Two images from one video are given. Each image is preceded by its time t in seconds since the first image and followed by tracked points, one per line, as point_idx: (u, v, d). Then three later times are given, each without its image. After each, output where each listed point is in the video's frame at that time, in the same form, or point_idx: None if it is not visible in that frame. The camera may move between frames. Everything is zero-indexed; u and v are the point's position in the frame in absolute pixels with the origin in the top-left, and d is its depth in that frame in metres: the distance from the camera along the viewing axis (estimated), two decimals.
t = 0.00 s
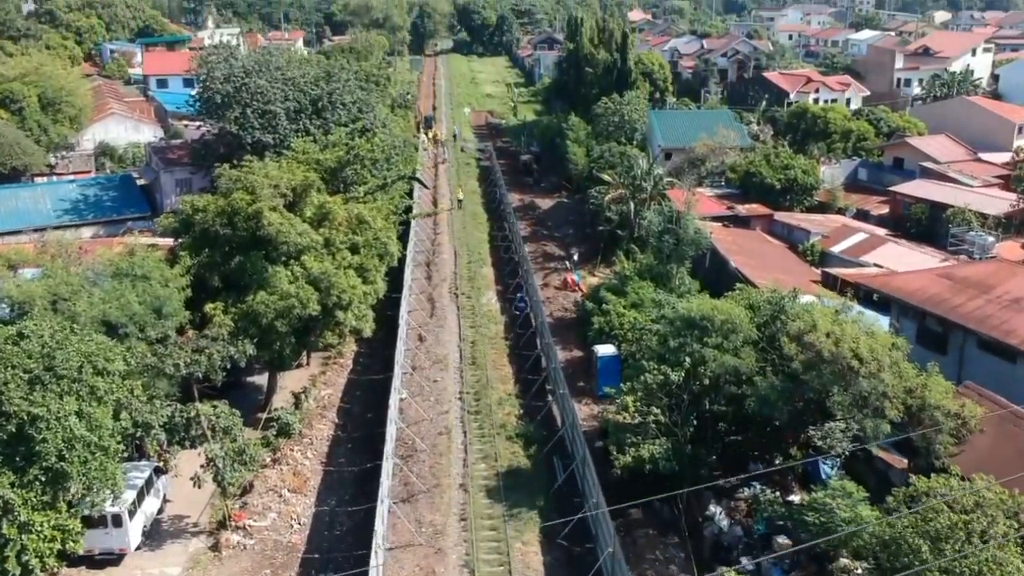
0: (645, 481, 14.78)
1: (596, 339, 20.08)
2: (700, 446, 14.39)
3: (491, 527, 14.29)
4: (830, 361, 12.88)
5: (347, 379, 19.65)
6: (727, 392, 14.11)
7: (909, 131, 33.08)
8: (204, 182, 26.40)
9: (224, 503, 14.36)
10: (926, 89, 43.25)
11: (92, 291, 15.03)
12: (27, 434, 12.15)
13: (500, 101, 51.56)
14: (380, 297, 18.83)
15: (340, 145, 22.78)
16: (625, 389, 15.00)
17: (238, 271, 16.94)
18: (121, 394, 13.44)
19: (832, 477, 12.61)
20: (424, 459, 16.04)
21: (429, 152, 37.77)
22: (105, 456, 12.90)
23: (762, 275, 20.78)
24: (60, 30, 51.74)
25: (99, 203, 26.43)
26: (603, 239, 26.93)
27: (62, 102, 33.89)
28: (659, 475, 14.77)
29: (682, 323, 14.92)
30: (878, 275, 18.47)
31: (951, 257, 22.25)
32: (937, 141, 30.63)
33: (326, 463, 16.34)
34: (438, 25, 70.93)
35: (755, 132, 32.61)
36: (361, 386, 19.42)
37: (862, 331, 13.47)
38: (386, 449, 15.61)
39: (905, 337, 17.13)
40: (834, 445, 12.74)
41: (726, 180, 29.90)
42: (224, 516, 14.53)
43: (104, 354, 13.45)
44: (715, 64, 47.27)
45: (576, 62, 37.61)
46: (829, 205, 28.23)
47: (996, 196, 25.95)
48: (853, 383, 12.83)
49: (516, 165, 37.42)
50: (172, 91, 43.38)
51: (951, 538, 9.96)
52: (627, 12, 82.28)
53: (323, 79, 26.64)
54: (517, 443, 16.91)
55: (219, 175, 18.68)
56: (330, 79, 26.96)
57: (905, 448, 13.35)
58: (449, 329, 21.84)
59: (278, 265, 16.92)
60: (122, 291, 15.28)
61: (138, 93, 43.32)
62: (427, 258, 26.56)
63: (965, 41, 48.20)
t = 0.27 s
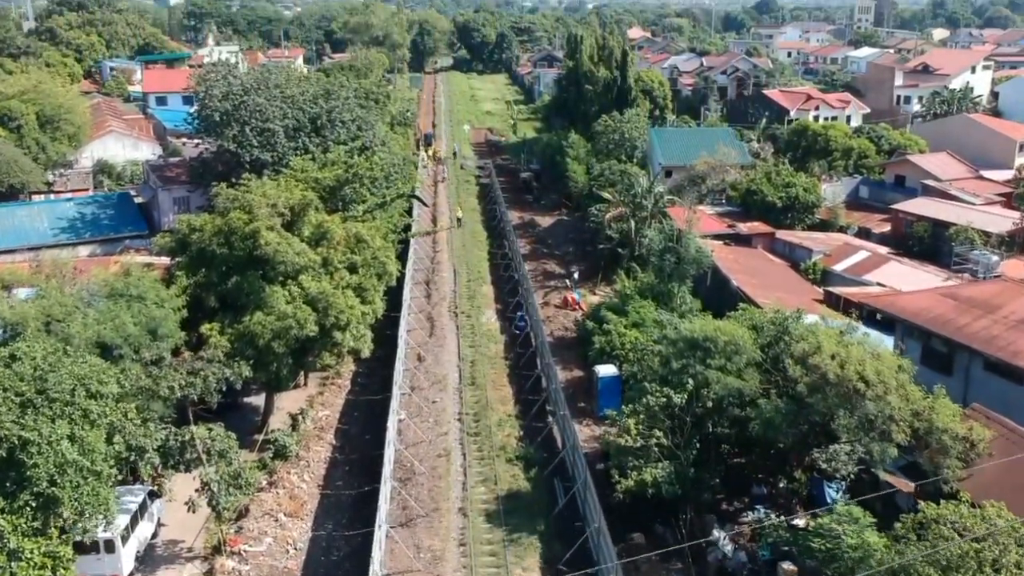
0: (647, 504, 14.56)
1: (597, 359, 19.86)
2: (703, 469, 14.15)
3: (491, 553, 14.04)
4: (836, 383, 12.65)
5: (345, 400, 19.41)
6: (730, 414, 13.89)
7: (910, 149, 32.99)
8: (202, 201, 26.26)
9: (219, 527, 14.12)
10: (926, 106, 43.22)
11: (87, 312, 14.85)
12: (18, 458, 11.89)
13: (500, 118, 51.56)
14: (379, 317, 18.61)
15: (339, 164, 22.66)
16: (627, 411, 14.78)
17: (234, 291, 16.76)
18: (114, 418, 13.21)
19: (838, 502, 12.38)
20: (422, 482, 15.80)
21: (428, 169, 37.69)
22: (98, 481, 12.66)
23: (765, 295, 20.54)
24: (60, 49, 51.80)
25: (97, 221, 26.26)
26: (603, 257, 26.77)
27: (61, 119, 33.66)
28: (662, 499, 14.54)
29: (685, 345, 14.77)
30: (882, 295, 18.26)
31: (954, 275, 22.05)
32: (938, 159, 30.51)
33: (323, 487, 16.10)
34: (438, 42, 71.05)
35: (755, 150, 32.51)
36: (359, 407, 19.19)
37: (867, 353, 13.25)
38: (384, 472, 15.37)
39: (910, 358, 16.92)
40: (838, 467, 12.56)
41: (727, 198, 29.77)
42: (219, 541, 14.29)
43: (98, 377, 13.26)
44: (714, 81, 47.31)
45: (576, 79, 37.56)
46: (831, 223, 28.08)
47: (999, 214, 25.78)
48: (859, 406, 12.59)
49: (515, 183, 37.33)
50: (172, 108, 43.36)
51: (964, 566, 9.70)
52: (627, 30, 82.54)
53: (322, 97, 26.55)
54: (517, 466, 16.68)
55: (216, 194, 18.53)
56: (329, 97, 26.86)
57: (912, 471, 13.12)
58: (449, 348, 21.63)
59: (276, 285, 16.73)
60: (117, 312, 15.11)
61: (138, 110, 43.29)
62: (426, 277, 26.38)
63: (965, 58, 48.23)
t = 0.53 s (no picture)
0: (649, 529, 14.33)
1: (598, 379, 19.64)
2: (706, 493, 13.92)
3: None
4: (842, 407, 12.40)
5: (343, 420, 19.18)
6: (734, 437, 13.66)
7: (910, 166, 32.89)
8: (200, 219, 26.13)
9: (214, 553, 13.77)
10: (926, 124, 43.20)
11: (80, 333, 14.64)
12: (7, 482, 11.64)
13: (499, 135, 51.58)
14: (377, 337, 18.38)
15: (338, 182, 22.52)
16: (628, 434, 14.54)
17: (231, 311, 16.59)
18: (107, 441, 12.95)
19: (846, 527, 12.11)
20: (421, 505, 15.55)
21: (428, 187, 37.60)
22: (90, 506, 12.41)
23: (768, 314, 20.34)
24: (60, 66, 51.86)
25: (94, 239, 26.10)
26: (604, 275, 26.59)
27: (59, 136, 33.66)
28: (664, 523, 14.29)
29: (688, 366, 14.60)
30: (886, 315, 18.05)
31: (958, 294, 21.88)
32: (939, 177, 30.40)
33: (320, 511, 15.84)
34: (438, 59, 71.19)
35: (756, 167, 32.41)
36: (357, 428, 18.95)
37: (873, 375, 13.02)
38: (382, 494, 15.13)
39: (915, 379, 16.72)
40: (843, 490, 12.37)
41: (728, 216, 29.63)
42: (213, 567, 13.98)
43: (91, 399, 12.98)
44: (714, 99, 47.34)
45: (576, 96, 37.52)
46: (832, 241, 27.93)
47: (1002, 232, 25.61)
48: (864, 429, 12.34)
49: (515, 200, 37.22)
50: (171, 125, 43.36)
51: None
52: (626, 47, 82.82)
53: (322, 115, 26.44)
54: (517, 488, 16.44)
55: (213, 213, 18.39)
56: (328, 114, 26.74)
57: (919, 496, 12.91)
58: (448, 368, 21.41)
59: (273, 304, 16.53)
60: (112, 332, 14.91)
61: (137, 127, 43.24)
62: (426, 295, 26.20)
63: (964, 76, 48.26)
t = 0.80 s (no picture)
0: (651, 554, 14.07)
1: (599, 399, 19.42)
2: (709, 517, 13.67)
3: None
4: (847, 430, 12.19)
5: (340, 441, 18.93)
6: (737, 460, 13.43)
7: (912, 184, 32.78)
8: (197, 237, 25.97)
9: None
10: (926, 141, 43.14)
11: (73, 354, 14.40)
12: None
13: (499, 152, 51.54)
14: (374, 357, 18.17)
15: (337, 200, 22.36)
16: (629, 456, 14.31)
17: (227, 331, 16.39)
18: (99, 465, 12.74)
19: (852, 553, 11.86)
20: (419, 528, 15.30)
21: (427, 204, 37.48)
22: (81, 532, 12.13)
23: (770, 334, 20.13)
24: (60, 83, 51.88)
25: (91, 258, 25.93)
26: (604, 293, 26.42)
27: (58, 153, 33.54)
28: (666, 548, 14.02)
29: (690, 388, 14.38)
30: (890, 335, 17.85)
31: (962, 313, 21.71)
32: (941, 194, 30.28)
33: (317, 534, 15.58)
34: (438, 76, 71.28)
35: (757, 185, 32.29)
36: (354, 449, 18.70)
37: (879, 397, 12.81)
38: (380, 518, 14.89)
39: (920, 400, 16.52)
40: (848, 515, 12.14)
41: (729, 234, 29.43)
42: None
43: (84, 423, 12.76)
44: (714, 116, 47.33)
45: (575, 114, 37.45)
46: (834, 259, 27.77)
47: (1005, 250, 25.44)
48: (871, 453, 12.13)
49: (515, 218, 37.10)
50: (170, 143, 43.27)
51: None
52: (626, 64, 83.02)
53: (320, 132, 26.30)
54: (516, 511, 16.18)
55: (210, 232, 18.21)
56: (328, 132, 26.61)
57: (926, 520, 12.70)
58: (447, 388, 21.18)
59: (269, 324, 16.33)
60: (106, 354, 14.72)
61: (136, 144, 43.16)
62: (424, 314, 26.00)
63: (964, 93, 48.25)
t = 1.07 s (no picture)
0: None
1: (600, 419, 19.19)
2: (713, 541, 13.41)
3: None
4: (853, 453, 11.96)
5: (337, 462, 18.68)
6: (741, 483, 13.19)
7: (913, 201, 32.66)
8: (194, 255, 25.79)
9: None
10: (926, 158, 43.09)
11: (66, 375, 14.21)
12: None
13: (498, 169, 51.49)
14: (372, 377, 17.96)
15: (335, 218, 22.20)
16: (631, 479, 14.07)
17: (223, 351, 16.19)
18: (91, 489, 12.44)
19: None
20: (417, 552, 15.03)
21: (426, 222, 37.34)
22: (72, 557, 11.61)
23: (773, 353, 19.92)
24: (59, 101, 51.84)
25: (88, 275, 25.73)
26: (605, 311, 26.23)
27: (55, 171, 33.37)
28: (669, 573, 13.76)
29: (693, 409, 14.16)
30: (895, 354, 17.63)
31: (966, 331, 21.52)
32: (943, 211, 30.15)
33: (313, 558, 15.31)
34: (437, 93, 71.36)
35: (757, 202, 32.17)
36: (352, 471, 18.45)
37: (885, 418, 12.59)
38: (377, 541, 14.63)
39: (926, 420, 16.30)
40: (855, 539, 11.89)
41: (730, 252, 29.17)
42: None
43: (75, 446, 12.50)
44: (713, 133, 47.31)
45: (575, 131, 37.38)
46: (836, 277, 27.60)
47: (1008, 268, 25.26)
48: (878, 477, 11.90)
49: (514, 235, 36.96)
50: (169, 160, 43.18)
51: None
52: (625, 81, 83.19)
53: (319, 150, 26.17)
54: (516, 534, 15.91)
55: (207, 251, 18.03)
56: (326, 149, 26.47)
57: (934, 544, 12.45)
58: (446, 407, 20.95)
59: (266, 344, 16.13)
60: (99, 375, 14.49)
61: (134, 162, 43.04)
62: (423, 332, 25.78)
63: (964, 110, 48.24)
